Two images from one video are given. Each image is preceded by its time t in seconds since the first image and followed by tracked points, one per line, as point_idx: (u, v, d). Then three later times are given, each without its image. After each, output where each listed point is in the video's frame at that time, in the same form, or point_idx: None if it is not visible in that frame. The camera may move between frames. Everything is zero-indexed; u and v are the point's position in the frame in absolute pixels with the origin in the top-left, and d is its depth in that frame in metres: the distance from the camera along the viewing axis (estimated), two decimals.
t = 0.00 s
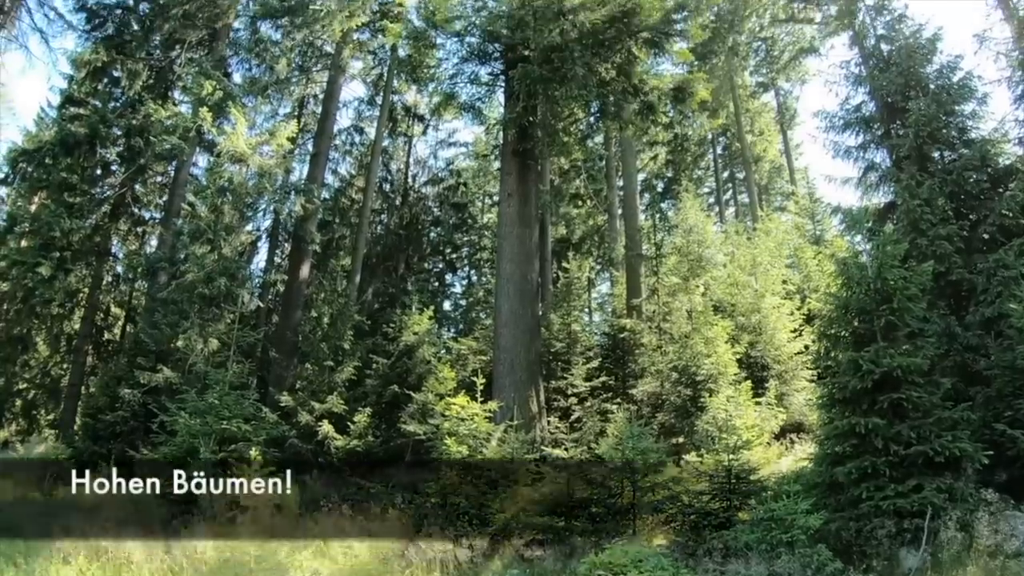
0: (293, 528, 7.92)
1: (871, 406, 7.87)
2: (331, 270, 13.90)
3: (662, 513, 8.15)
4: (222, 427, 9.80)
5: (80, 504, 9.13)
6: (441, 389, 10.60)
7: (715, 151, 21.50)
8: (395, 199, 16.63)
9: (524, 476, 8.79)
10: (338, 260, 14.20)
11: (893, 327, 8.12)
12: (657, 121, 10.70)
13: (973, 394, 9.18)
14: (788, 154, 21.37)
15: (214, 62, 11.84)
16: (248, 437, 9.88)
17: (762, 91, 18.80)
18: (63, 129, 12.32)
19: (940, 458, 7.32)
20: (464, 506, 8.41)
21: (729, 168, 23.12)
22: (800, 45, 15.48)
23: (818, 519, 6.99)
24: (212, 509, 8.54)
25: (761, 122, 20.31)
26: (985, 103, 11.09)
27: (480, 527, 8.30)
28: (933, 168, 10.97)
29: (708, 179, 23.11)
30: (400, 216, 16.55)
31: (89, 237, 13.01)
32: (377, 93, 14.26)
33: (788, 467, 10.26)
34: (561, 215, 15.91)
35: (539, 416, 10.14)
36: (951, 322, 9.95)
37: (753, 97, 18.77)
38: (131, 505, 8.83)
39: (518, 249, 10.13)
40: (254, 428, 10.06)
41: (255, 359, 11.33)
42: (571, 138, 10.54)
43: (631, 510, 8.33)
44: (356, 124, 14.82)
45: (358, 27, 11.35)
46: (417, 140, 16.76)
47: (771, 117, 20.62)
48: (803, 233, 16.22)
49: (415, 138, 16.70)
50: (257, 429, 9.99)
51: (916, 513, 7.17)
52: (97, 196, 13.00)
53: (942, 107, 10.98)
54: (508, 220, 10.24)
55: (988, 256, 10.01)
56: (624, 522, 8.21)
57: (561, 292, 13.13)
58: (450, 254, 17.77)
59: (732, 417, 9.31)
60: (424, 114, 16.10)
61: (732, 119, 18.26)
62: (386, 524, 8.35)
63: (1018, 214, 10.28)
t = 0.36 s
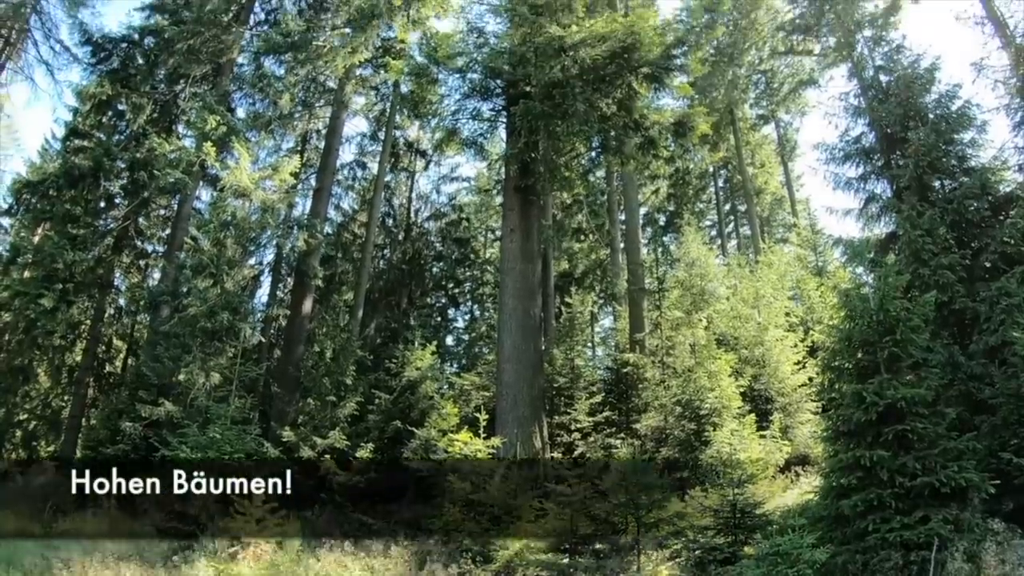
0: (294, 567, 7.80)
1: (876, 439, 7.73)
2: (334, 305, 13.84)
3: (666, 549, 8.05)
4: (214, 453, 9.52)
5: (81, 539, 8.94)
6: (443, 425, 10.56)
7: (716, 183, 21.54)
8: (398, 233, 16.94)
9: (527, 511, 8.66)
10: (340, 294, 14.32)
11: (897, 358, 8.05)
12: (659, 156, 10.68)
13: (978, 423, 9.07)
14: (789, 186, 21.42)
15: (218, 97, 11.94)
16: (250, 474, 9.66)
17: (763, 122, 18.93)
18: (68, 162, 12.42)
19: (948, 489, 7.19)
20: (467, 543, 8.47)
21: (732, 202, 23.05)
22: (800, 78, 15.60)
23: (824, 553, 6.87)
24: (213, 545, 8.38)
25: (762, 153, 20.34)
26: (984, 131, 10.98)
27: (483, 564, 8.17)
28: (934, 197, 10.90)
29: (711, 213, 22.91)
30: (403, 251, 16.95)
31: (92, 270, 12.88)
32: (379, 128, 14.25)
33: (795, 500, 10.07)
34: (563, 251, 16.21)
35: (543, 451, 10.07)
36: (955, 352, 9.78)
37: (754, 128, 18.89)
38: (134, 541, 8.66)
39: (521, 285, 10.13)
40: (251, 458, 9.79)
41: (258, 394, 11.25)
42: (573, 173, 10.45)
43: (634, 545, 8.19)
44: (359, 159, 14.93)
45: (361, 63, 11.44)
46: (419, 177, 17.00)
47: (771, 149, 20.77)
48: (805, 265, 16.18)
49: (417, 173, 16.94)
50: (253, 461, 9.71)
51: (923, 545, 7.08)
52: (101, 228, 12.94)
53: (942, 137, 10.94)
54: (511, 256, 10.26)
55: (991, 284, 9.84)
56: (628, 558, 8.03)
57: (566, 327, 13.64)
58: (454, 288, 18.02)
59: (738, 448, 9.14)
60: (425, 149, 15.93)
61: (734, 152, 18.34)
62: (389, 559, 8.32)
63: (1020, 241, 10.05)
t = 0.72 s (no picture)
0: None
1: (879, 453, 7.73)
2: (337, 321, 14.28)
3: (671, 565, 7.92)
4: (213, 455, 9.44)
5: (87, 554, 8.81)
6: (447, 442, 10.53)
7: (718, 198, 21.51)
8: (401, 250, 16.76)
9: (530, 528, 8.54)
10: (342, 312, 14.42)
11: (900, 372, 8.02)
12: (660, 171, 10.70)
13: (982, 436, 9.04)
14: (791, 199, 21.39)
15: (221, 113, 11.94)
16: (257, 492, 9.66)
17: (764, 136, 18.99)
18: (71, 178, 12.46)
19: (951, 502, 7.13)
20: (471, 560, 8.27)
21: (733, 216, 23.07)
22: (799, 91, 15.65)
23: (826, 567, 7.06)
24: (217, 562, 8.24)
25: (763, 167, 20.36)
26: (985, 142, 11.01)
27: None
28: (935, 210, 10.87)
29: (712, 226, 22.83)
30: (405, 267, 16.77)
31: (95, 286, 12.75)
32: (382, 145, 14.25)
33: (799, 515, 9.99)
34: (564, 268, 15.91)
35: (546, 468, 9.99)
36: (957, 365, 9.74)
37: (755, 142, 18.93)
38: (137, 557, 8.54)
39: (523, 301, 10.13)
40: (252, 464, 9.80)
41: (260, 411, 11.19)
42: (575, 189, 10.45)
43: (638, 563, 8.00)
44: (361, 175, 14.92)
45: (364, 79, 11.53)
46: (422, 194, 16.70)
47: (773, 163, 20.80)
48: (807, 278, 16.15)
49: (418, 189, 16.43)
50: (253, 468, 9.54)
51: (928, 559, 6.99)
52: (103, 244, 12.98)
53: (942, 149, 10.97)
54: (513, 272, 10.24)
55: (993, 296, 9.85)
56: None
57: (568, 343, 14.23)
58: (456, 304, 18.89)
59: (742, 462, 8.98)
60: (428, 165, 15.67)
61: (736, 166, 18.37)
62: None
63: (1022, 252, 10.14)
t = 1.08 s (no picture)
0: None
1: (884, 475, 7.69)
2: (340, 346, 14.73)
3: None
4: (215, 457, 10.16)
5: None
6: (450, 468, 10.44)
7: (720, 221, 21.46)
8: (403, 275, 16.88)
9: (533, 554, 7.99)
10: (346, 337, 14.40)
11: (903, 395, 7.96)
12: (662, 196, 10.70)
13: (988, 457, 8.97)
14: (794, 222, 21.32)
15: (224, 139, 11.99)
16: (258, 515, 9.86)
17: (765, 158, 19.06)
18: (74, 203, 12.52)
19: (956, 524, 7.12)
20: None
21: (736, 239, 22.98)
22: (800, 113, 15.72)
23: None
24: None
25: (765, 190, 20.37)
26: (986, 162, 11.00)
27: None
28: (936, 230, 10.86)
29: (715, 249, 22.76)
30: (408, 292, 16.83)
31: (99, 309, 12.69)
32: (383, 170, 14.28)
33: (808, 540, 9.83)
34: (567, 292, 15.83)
35: (550, 494, 9.87)
36: (962, 385, 9.68)
37: (756, 165, 19.01)
38: None
39: (526, 327, 10.12)
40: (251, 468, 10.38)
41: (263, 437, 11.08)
42: (578, 214, 10.39)
43: None
44: (364, 201, 14.84)
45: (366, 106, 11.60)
46: (424, 219, 16.66)
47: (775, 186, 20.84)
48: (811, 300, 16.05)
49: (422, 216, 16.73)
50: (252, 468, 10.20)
51: None
52: (106, 269, 13.03)
53: (943, 170, 10.99)
54: (516, 298, 10.25)
55: (996, 315, 9.82)
56: None
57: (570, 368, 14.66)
58: (459, 330, 18.31)
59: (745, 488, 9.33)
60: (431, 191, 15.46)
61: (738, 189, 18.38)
62: None
63: None
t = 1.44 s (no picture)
0: None
1: (891, 505, 7.70)
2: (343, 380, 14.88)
3: None
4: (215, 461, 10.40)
5: None
6: (452, 501, 10.32)
7: (724, 253, 21.35)
8: (406, 308, 17.12)
9: None
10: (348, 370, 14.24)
11: (908, 424, 8.05)
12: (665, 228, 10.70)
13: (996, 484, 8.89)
14: (798, 252, 21.23)
15: (228, 171, 12.05)
16: (257, 548, 9.53)
17: (768, 188, 19.11)
18: (78, 233, 12.47)
19: (965, 553, 7.04)
20: None
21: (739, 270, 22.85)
22: (802, 144, 15.78)
23: None
24: None
25: (767, 221, 20.39)
26: (987, 188, 11.07)
27: None
28: (939, 258, 10.85)
29: (719, 280, 22.66)
30: (412, 325, 16.86)
31: (100, 339, 12.54)
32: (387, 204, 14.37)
33: None
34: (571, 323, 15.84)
35: (554, 527, 9.67)
36: (967, 413, 9.64)
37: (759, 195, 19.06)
38: None
39: (529, 360, 10.09)
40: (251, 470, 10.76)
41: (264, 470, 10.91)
42: (580, 244, 10.20)
43: None
44: (367, 235, 14.89)
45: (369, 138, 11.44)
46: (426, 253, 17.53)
47: (778, 216, 20.84)
48: (815, 331, 15.93)
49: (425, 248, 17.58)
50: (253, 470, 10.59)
51: None
52: (109, 299, 12.92)
53: (944, 197, 11.03)
54: (519, 331, 10.22)
55: (1001, 342, 9.80)
56: None
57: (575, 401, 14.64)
58: (462, 362, 17.76)
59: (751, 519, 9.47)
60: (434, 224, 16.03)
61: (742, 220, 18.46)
62: None
63: None
